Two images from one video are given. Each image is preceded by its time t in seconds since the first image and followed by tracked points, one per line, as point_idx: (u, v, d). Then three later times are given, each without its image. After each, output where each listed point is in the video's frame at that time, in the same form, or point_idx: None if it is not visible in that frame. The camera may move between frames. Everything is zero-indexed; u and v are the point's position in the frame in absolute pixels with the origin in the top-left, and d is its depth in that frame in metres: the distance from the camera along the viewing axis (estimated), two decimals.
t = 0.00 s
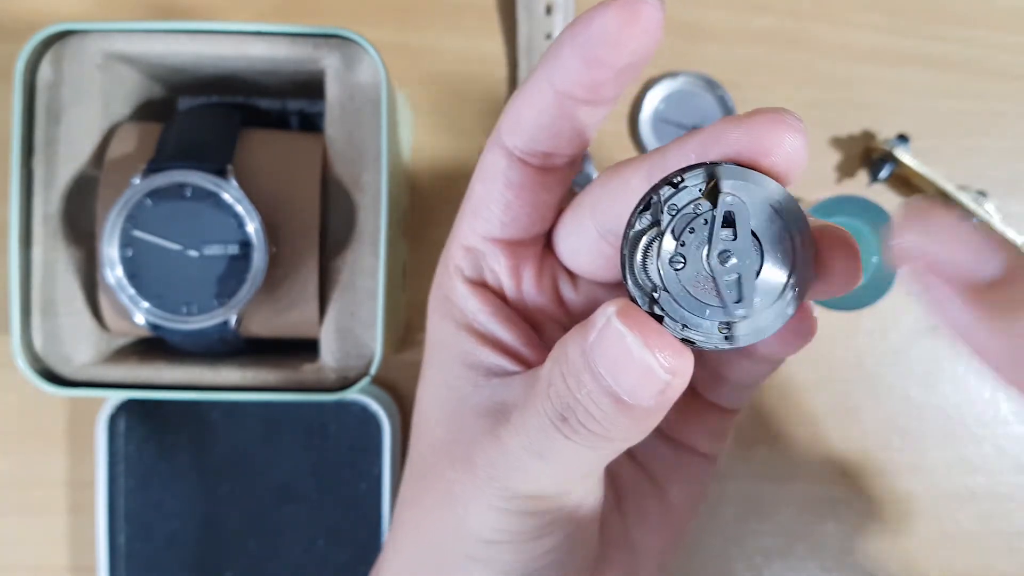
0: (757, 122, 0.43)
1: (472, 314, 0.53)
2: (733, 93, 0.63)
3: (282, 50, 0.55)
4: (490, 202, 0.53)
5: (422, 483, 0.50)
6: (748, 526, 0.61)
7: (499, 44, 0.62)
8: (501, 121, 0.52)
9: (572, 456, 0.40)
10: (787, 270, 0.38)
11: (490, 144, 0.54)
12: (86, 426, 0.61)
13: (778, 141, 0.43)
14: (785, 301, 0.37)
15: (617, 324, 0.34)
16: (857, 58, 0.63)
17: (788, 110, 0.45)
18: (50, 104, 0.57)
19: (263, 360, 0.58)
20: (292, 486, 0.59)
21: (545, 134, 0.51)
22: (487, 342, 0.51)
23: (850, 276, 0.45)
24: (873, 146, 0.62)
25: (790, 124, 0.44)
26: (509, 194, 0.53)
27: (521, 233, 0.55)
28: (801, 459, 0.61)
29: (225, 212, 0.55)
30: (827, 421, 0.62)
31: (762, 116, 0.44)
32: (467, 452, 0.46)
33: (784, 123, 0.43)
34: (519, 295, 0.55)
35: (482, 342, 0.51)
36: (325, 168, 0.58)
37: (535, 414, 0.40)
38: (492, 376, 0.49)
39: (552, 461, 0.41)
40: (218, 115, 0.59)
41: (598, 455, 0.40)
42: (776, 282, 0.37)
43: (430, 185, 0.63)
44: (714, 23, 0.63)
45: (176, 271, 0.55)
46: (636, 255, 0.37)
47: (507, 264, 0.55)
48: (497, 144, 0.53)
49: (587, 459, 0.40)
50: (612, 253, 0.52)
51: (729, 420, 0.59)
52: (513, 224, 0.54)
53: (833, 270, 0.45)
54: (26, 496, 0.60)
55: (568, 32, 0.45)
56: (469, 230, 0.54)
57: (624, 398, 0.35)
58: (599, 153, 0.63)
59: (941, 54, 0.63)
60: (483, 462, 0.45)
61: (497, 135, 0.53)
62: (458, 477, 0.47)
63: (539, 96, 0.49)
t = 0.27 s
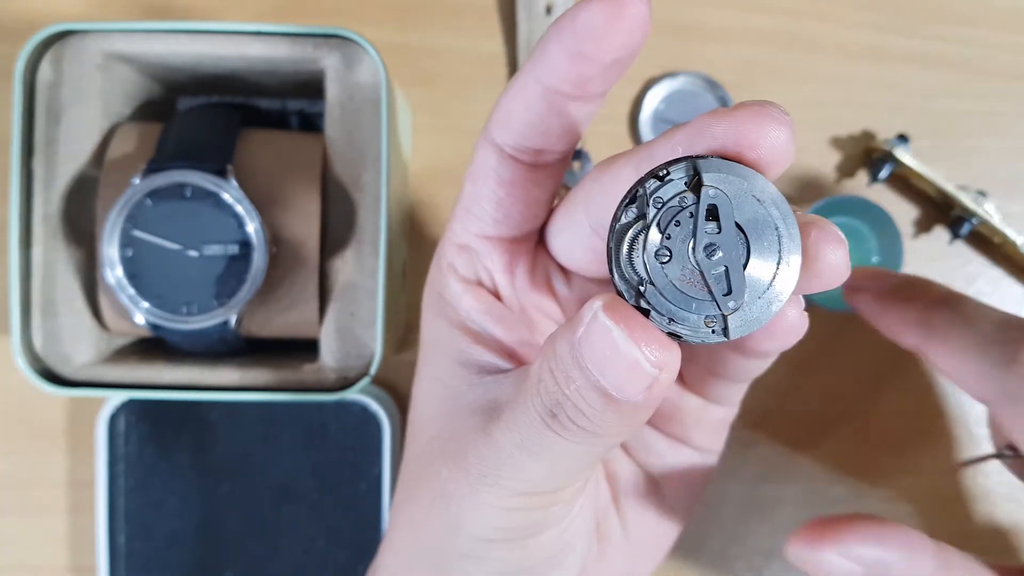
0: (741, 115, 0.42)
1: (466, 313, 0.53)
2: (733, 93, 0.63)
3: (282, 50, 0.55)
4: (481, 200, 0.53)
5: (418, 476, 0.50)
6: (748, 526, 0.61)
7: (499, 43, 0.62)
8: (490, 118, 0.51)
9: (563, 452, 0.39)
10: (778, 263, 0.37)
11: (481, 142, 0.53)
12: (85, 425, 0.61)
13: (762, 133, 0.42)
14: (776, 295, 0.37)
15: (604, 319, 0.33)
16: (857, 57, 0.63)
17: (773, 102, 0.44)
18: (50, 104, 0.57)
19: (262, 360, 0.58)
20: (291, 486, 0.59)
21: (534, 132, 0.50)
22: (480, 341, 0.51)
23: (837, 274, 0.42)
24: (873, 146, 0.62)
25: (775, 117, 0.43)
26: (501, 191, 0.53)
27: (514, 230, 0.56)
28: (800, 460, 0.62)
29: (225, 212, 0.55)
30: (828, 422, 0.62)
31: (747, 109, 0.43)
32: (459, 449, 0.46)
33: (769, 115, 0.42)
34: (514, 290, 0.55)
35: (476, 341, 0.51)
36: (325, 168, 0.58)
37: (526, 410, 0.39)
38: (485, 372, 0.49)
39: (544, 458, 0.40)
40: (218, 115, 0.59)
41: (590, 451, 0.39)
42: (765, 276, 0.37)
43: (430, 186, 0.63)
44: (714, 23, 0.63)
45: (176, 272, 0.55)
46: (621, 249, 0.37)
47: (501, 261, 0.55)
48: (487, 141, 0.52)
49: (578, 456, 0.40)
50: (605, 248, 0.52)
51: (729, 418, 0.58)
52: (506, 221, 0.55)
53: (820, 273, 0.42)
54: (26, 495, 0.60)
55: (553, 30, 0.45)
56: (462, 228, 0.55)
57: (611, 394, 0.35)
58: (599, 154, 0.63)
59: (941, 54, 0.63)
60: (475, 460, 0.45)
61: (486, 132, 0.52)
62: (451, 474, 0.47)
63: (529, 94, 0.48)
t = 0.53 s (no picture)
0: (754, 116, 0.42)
1: (473, 313, 0.53)
2: (733, 93, 0.63)
3: (282, 50, 0.55)
4: (489, 200, 0.53)
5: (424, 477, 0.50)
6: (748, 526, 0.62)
7: (499, 43, 0.62)
8: (498, 119, 0.51)
9: (569, 453, 0.39)
10: (788, 264, 0.37)
11: (489, 143, 0.53)
12: (86, 425, 0.61)
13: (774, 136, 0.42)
14: (786, 296, 0.37)
15: (614, 319, 0.34)
16: (857, 57, 0.63)
17: (783, 105, 0.43)
18: (49, 103, 0.57)
19: (263, 360, 0.58)
20: (291, 486, 0.59)
21: (542, 134, 0.50)
22: (488, 341, 0.51)
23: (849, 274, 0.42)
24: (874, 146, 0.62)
25: (786, 119, 0.42)
26: (509, 192, 0.53)
27: (522, 230, 0.56)
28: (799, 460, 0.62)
29: (225, 212, 0.55)
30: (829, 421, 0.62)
31: (758, 109, 0.42)
32: (466, 448, 0.46)
33: (780, 117, 0.42)
34: (520, 291, 0.55)
35: (483, 341, 0.51)
36: (325, 167, 0.58)
37: (534, 411, 0.39)
38: (491, 372, 0.49)
39: (550, 458, 0.40)
40: (218, 115, 0.59)
41: (596, 452, 0.39)
42: (776, 276, 0.37)
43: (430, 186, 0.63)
44: (714, 23, 0.63)
45: (176, 271, 0.55)
46: (632, 249, 0.37)
47: (507, 261, 0.55)
48: (495, 142, 0.52)
49: (585, 457, 0.40)
50: (613, 249, 0.52)
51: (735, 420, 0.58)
52: (513, 222, 0.55)
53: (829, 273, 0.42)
54: (25, 495, 0.60)
55: (564, 31, 0.45)
56: (470, 229, 0.55)
57: (621, 393, 0.35)
58: (599, 153, 0.63)
59: (940, 54, 0.63)
60: (483, 460, 0.45)
61: (495, 133, 0.52)
62: (458, 474, 0.47)
63: (538, 96, 0.48)
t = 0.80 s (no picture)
0: (751, 117, 0.42)
1: (469, 314, 0.53)
2: (733, 93, 0.63)
3: (283, 50, 0.55)
4: (486, 201, 0.54)
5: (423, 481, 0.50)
6: (748, 526, 0.61)
7: (499, 43, 0.62)
8: (494, 120, 0.52)
9: (566, 454, 0.39)
10: (785, 266, 0.37)
11: (485, 144, 0.54)
12: (86, 425, 0.61)
13: (772, 137, 0.41)
14: (782, 299, 0.37)
15: (610, 320, 0.34)
16: (858, 57, 0.63)
17: (781, 105, 0.43)
18: (49, 103, 0.57)
19: (262, 360, 0.58)
20: (291, 486, 0.59)
21: (539, 135, 0.50)
22: (485, 342, 0.51)
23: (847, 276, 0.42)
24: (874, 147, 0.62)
25: (784, 120, 0.42)
26: (506, 193, 0.53)
27: (519, 231, 0.56)
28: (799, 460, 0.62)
29: (225, 213, 0.55)
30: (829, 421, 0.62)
31: (756, 112, 0.42)
32: (462, 450, 0.46)
33: (778, 118, 0.42)
34: (518, 292, 0.55)
35: (481, 342, 0.51)
36: (325, 167, 0.58)
37: (530, 412, 0.39)
38: (489, 375, 0.49)
39: (547, 459, 0.40)
40: (218, 115, 0.59)
41: (593, 453, 0.39)
42: (773, 278, 0.37)
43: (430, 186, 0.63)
44: (714, 23, 0.63)
45: (176, 271, 0.55)
46: (629, 251, 0.37)
47: (505, 263, 0.55)
48: (491, 143, 0.52)
49: (581, 458, 0.40)
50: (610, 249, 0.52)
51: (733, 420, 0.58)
52: (511, 223, 0.55)
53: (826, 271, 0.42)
54: (26, 496, 0.60)
55: (562, 31, 0.45)
56: (467, 230, 0.55)
57: (617, 395, 0.35)
58: (598, 153, 0.63)
59: (940, 54, 0.63)
60: (480, 461, 0.45)
61: (491, 134, 0.53)
62: (455, 475, 0.47)
63: (534, 97, 0.48)
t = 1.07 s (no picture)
0: (747, 114, 0.42)
1: (466, 313, 0.53)
2: (733, 93, 0.63)
3: (283, 50, 0.55)
4: (482, 200, 0.53)
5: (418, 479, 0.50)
6: (748, 526, 0.61)
7: (499, 43, 0.62)
8: (490, 119, 0.52)
9: (563, 452, 0.39)
10: (782, 263, 0.37)
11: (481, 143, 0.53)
12: (86, 425, 0.61)
13: (768, 134, 0.42)
14: (779, 295, 0.37)
15: (607, 317, 0.34)
16: (858, 57, 0.63)
17: (776, 103, 0.43)
18: (49, 104, 0.57)
19: (262, 360, 0.58)
20: (291, 485, 0.59)
21: (534, 134, 0.50)
22: (481, 341, 0.51)
23: (842, 273, 0.42)
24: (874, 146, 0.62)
25: (779, 117, 0.42)
26: (502, 192, 0.53)
27: (516, 230, 0.56)
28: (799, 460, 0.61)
29: (225, 213, 0.55)
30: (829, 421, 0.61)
31: (752, 108, 0.42)
32: (459, 449, 0.46)
33: (773, 115, 0.42)
34: (515, 291, 0.55)
35: (478, 342, 0.51)
36: (326, 168, 0.58)
37: (528, 410, 0.39)
38: (486, 373, 0.49)
39: (545, 457, 0.40)
40: (219, 115, 0.59)
41: (591, 451, 0.39)
42: (769, 275, 0.37)
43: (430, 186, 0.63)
44: (714, 23, 0.63)
45: (176, 271, 0.55)
46: (625, 248, 0.37)
47: (502, 262, 0.55)
48: (487, 142, 0.52)
49: (579, 456, 0.40)
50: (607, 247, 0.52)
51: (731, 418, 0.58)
52: (507, 222, 0.55)
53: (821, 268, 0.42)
54: (26, 496, 0.60)
55: (557, 29, 0.45)
56: (463, 229, 0.55)
57: (614, 392, 0.35)
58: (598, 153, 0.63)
59: (940, 54, 0.63)
60: (476, 459, 0.45)
61: (486, 133, 0.52)
62: (451, 474, 0.47)
63: (530, 95, 0.48)
